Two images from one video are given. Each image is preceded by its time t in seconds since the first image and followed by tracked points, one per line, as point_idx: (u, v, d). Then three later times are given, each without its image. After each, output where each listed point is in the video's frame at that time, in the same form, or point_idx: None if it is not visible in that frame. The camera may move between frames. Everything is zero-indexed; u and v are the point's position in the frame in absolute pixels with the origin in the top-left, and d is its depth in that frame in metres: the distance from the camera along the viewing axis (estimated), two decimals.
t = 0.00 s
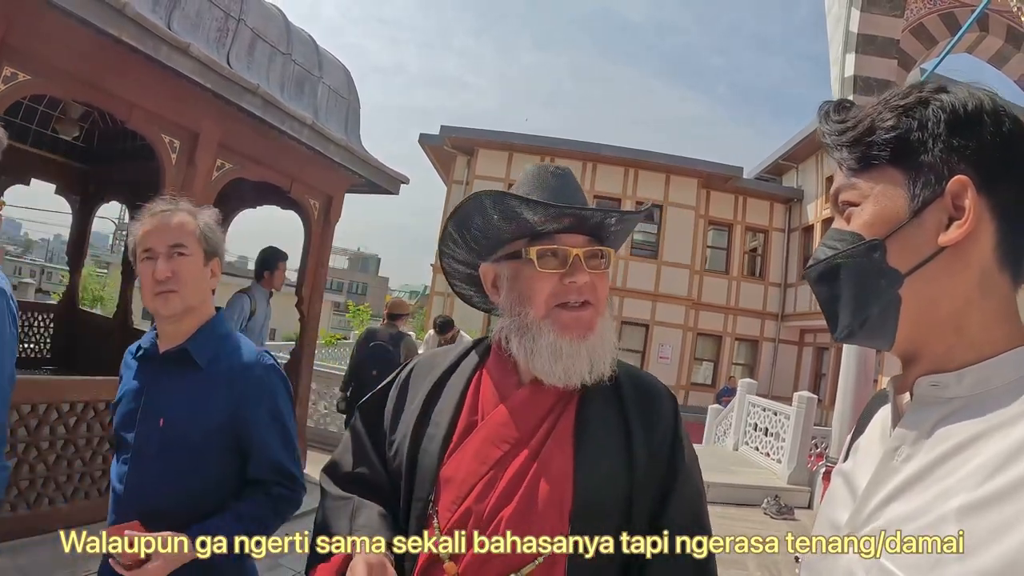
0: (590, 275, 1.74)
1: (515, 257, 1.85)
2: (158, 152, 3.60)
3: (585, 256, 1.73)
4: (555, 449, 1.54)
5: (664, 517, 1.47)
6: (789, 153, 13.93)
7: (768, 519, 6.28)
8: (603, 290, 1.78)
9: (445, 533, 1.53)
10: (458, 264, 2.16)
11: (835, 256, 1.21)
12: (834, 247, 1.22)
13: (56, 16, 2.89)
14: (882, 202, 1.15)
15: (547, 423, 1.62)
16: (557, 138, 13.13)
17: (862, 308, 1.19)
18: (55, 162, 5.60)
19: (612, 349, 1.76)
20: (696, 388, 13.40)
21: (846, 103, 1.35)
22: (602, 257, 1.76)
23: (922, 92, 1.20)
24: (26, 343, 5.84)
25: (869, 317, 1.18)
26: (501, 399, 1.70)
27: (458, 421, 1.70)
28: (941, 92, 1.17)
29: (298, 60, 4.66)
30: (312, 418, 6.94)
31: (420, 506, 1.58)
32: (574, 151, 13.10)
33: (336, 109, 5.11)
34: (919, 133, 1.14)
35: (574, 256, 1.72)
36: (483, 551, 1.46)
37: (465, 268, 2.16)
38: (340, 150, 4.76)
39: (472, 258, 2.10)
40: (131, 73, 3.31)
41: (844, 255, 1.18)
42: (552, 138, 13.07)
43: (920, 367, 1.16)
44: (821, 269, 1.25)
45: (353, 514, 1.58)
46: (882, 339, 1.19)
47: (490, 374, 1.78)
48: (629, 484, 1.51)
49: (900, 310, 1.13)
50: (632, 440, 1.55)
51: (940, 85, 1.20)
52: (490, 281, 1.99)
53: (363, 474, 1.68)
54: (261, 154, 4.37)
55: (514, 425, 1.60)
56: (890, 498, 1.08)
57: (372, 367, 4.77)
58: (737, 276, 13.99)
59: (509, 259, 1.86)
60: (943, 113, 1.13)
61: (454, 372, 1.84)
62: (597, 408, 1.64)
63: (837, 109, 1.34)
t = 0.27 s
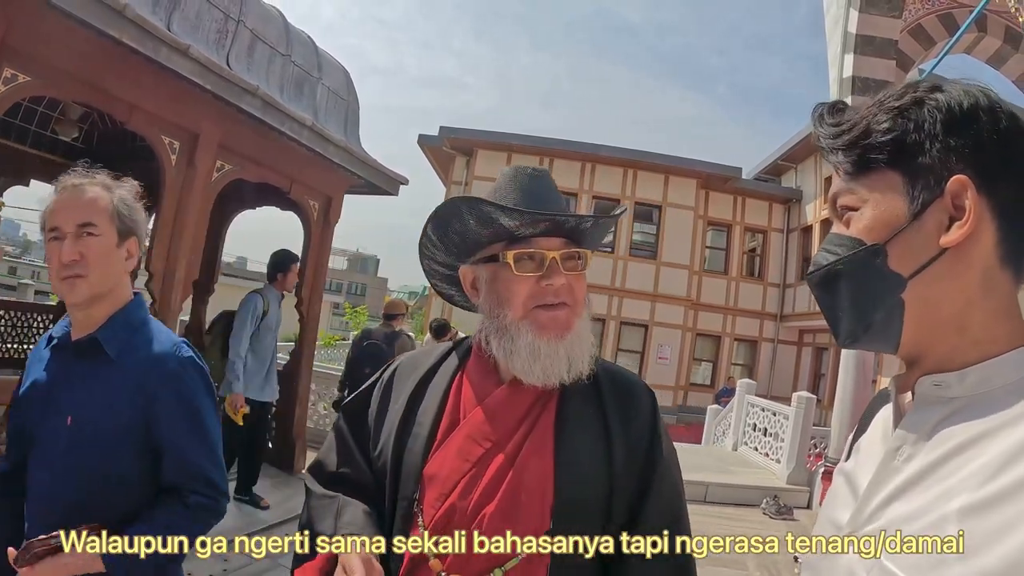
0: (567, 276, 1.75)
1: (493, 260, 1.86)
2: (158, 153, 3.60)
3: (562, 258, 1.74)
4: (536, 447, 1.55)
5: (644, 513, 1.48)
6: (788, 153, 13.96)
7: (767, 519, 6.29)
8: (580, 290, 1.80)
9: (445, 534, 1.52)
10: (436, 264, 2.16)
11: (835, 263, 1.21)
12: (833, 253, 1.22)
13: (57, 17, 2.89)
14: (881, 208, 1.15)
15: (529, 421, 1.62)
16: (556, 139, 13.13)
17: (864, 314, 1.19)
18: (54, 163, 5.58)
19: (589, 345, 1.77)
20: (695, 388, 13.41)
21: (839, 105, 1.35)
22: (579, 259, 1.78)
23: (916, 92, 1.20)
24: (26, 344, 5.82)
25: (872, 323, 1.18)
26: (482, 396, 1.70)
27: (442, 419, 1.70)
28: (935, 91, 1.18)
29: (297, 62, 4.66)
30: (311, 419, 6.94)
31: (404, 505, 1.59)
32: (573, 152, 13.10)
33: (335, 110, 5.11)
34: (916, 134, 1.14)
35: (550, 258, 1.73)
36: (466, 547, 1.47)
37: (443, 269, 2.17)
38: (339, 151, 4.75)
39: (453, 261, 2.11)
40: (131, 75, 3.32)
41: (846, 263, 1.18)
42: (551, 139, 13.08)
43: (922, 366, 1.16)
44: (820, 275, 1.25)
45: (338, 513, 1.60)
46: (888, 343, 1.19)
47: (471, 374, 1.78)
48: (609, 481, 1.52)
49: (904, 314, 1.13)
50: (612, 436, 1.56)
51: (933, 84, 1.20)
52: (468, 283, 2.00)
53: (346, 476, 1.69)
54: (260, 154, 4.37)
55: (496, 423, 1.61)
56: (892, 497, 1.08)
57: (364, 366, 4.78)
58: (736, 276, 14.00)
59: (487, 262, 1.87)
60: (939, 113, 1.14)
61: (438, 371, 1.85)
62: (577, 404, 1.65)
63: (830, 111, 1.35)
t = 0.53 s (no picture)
0: (550, 273, 1.76)
1: (477, 257, 1.87)
2: (158, 154, 3.61)
3: (544, 254, 1.75)
4: (519, 446, 1.55)
5: (628, 512, 1.48)
6: (787, 153, 13.96)
7: (767, 520, 6.29)
8: (563, 287, 1.81)
9: (445, 533, 1.50)
10: (421, 262, 2.17)
11: (838, 260, 1.23)
12: (837, 248, 1.24)
13: (57, 17, 2.89)
14: (883, 203, 1.16)
15: (512, 419, 1.62)
16: (555, 139, 13.13)
17: (870, 310, 1.21)
18: (54, 164, 5.58)
19: (569, 337, 1.78)
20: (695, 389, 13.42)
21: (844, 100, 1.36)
22: (561, 255, 1.79)
23: (920, 87, 1.20)
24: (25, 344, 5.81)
25: (876, 318, 1.20)
26: (466, 395, 1.70)
27: (426, 419, 1.70)
28: (940, 87, 1.18)
29: (297, 62, 4.66)
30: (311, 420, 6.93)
31: (390, 503, 1.59)
32: (573, 152, 13.10)
33: (335, 110, 5.11)
34: (920, 129, 1.15)
35: (533, 254, 1.74)
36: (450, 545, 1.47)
37: (429, 269, 2.18)
38: (339, 151, 4.75)
39: (438, 259, 2.11)
40: (132, 75, 3.32)
41: (848, 258, 1.20)
42: (551, 139, 13.08)
43: (928, 365, 1.16)
44: (824, 270, 1.27)
45: (324, 508, 1.61)
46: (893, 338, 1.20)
47: (456, 372, 1.78)
48: (592, 480, 1.52)
49: (908, 309, 1.14)
50: (595, 435, 1.57)
51: (937, 79, 1.20)
52: (454, 281, 2.01)
53: (331, 472, 1.69)
54: (260, 155, 4.37)
55: (480, 421, 1.61)
56: (899, 500, 1.08)
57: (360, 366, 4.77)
58: (736, 277, 14.00)
59: (471, 259, 1.88)
60: (944, 108, 1.14)
61: (423, 370, 1.85)
62: (560, 403, 1.65)
63: (834, 106, 1.35)
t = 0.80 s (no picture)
0: (545, 273, 1.76)
1: (473, 256, 1.87)
2: (157, 154, 3.61)
3: (541, 255, 1.75)
4: (514, 447, 1.55)
5: (626, 512, 1.48)
6: (787, 154, 13.96)
7: (768, 520, 6.29)
8: (559, 288, 1.81)
9: (445, 533, 1.50)
10: (417, 260, 2.17)
11: (852, 234, 1.22)
12: (852, 225, 1.23)
13: (56, 18, 2.89)
14: (906, 184, 1.15)
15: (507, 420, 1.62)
16: (555, 140, 13.13)
17: (876, 290, 1.21)
18: (54, 164, 5.59)
19: (563, 335, 1.78)
20: (695, 389, 13.42)
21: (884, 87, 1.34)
22: (558, 256, 1.78)
23: (961, 83, 1.19)
24: (25, 345, 5.81)
25: (884, 295, 1.19)
26: (462, 396, 1.70)
27: (422, 419, 1.70)
28: (980, 85, 1.17)
29: (298, 62, 4.65)
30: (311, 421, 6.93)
31: (387, 503, 1.57)
32: (573, 153, 13.10)
33: (336, 111, 5.11)
34: (952, 122, 1.14)
35: (529, 255, 1.74)
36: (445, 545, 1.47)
37: (425, 266, 2.19)
38: (339, 152, 4.75)
39: (434, 257, 2.11)
40: (133, 76, 3.32)
41: (862, 235, 1.19)
42: (550, 140, 13.07)
43: (933, 365, 1.17)
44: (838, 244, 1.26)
45: (317, 499, 1.66)
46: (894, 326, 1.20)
47: (451, 373, 1.77)
48: (589, 481, 1.52)
49: (913, 291, 1.13)
50: (591, 435, 1.56)
51: (979, 78, 1.19)
52: (450, 280, 2.02)
53: (328, 468, 1.73)
54: (261, 156, 4.37)
55: (475, 421, 1.60)
56: (904, 505, 1.07)
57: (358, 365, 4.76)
58: (736, 277, 14.00)
59: (467, 257, 1.88)
60: (980, 105, 1.13)
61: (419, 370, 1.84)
62: (556, 404, 1.65)
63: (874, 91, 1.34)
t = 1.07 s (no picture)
0: (557, 273, 1.75)
1: (484, 255, 1.87)
2: (156, 153, 3.60)
3: (553, 255, 1.74)
4: (525, 448, 1.54)
5: (637, 517, 1.46)
6: (787, 154, 13.96)
7: (768, 521, 6.28)
8: (571, 288, 1.80)
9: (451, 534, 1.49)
10: (431, 260, 2.16)
11: (857, 245, 1.20)
12: (855, 236, 1.22)
13: (56, 17, 2.89)
14: (909, 192, 1.14)
15: (519, 421, 1.61)
16: (555, 141, 13.12)
17: (882, 300, 1.19)
18: (53, 165, 5.58)
19: (573, 336, 1.78)
20: (695, 390, 13.41)
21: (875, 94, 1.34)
22: (570, 256, 1.77)
23: (954, 85, 1.19)
24: (24, 346, 5.80)
25: (889, 307, 1.17)
26: (473, 396, 1.70)
27: (433, 418, 1.70)
28: (974, 87, 1.17)
29: (297, 62, 4.65)
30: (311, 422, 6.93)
31: (393, 504, 1.57)
32: (573, 153, 13.10)
33: (335, 112, 5.11)
34: (950, 126, 1.13)
35: (541, 255, 1.73)
36: (453, 545, 1.45)
37: (440, 267, 2.18)
38: (338, 152, 4.74)
39: (448, 258, 2.11)
40: (132, 75, 3.32)
41: (866, 245, 1.18)
42: (550, 141, 13.07)
43: (938, 367, 1.17)
44: (840, 256, 1.25)
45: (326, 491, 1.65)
46: (903, 332, 1.17)
47: (463, 373, 1.77)
48: (600, 485, 1.51)
49: (923, 299, 1.12)
50: (604, 439, 1.55)
51: (972, 79, 1.19)
52: (462, 279, 2.01)
53: (337, 465, 1.73)
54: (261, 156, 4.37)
55: (486, 422, 1.60)
56: (909, 507, 1.06)
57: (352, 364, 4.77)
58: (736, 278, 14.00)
59: (479, 258, 1.88)
60: (976, 107, 1.12)
61: (431, 370, 1.85)
62: (568, 406, 1.64)
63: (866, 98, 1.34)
